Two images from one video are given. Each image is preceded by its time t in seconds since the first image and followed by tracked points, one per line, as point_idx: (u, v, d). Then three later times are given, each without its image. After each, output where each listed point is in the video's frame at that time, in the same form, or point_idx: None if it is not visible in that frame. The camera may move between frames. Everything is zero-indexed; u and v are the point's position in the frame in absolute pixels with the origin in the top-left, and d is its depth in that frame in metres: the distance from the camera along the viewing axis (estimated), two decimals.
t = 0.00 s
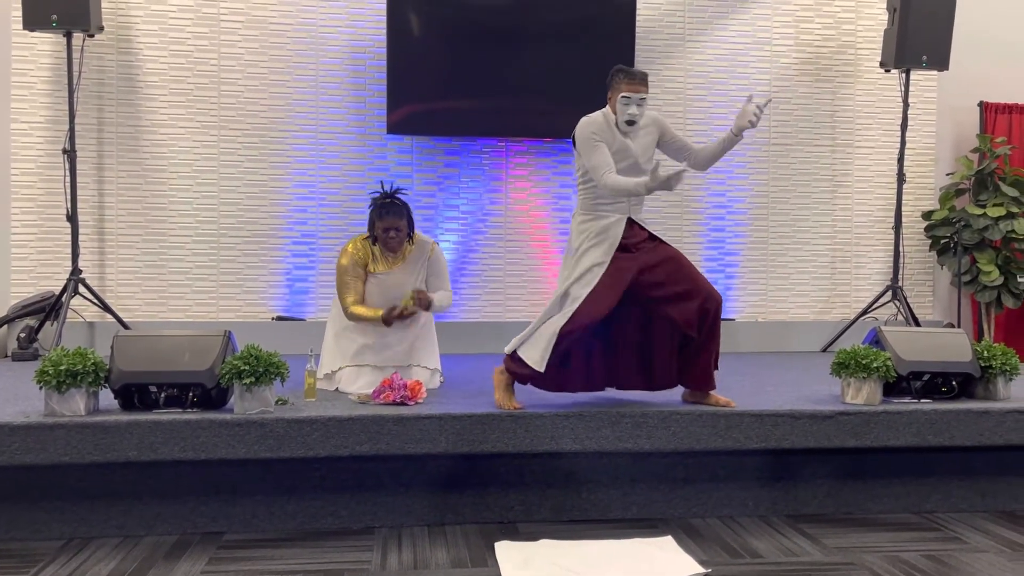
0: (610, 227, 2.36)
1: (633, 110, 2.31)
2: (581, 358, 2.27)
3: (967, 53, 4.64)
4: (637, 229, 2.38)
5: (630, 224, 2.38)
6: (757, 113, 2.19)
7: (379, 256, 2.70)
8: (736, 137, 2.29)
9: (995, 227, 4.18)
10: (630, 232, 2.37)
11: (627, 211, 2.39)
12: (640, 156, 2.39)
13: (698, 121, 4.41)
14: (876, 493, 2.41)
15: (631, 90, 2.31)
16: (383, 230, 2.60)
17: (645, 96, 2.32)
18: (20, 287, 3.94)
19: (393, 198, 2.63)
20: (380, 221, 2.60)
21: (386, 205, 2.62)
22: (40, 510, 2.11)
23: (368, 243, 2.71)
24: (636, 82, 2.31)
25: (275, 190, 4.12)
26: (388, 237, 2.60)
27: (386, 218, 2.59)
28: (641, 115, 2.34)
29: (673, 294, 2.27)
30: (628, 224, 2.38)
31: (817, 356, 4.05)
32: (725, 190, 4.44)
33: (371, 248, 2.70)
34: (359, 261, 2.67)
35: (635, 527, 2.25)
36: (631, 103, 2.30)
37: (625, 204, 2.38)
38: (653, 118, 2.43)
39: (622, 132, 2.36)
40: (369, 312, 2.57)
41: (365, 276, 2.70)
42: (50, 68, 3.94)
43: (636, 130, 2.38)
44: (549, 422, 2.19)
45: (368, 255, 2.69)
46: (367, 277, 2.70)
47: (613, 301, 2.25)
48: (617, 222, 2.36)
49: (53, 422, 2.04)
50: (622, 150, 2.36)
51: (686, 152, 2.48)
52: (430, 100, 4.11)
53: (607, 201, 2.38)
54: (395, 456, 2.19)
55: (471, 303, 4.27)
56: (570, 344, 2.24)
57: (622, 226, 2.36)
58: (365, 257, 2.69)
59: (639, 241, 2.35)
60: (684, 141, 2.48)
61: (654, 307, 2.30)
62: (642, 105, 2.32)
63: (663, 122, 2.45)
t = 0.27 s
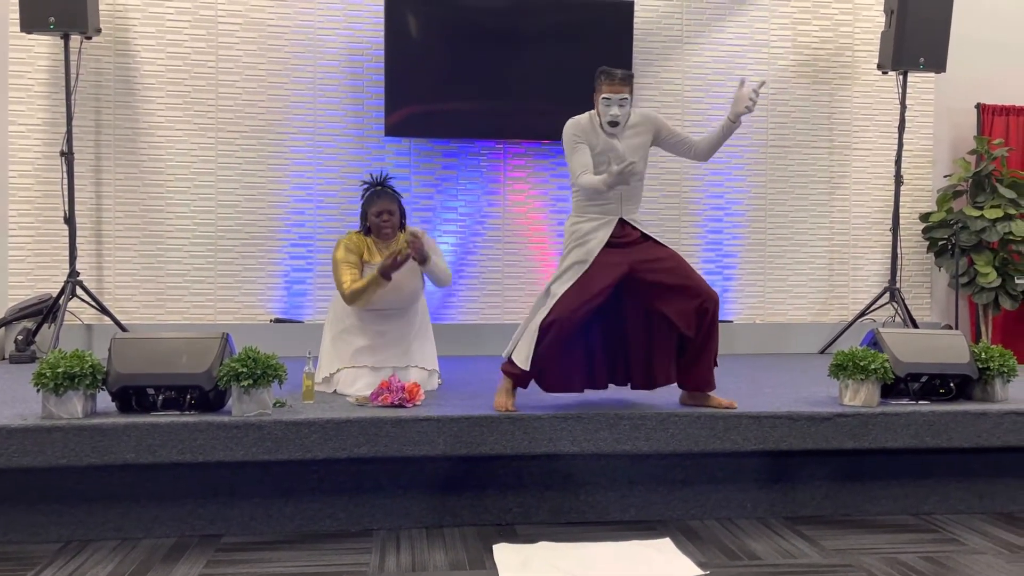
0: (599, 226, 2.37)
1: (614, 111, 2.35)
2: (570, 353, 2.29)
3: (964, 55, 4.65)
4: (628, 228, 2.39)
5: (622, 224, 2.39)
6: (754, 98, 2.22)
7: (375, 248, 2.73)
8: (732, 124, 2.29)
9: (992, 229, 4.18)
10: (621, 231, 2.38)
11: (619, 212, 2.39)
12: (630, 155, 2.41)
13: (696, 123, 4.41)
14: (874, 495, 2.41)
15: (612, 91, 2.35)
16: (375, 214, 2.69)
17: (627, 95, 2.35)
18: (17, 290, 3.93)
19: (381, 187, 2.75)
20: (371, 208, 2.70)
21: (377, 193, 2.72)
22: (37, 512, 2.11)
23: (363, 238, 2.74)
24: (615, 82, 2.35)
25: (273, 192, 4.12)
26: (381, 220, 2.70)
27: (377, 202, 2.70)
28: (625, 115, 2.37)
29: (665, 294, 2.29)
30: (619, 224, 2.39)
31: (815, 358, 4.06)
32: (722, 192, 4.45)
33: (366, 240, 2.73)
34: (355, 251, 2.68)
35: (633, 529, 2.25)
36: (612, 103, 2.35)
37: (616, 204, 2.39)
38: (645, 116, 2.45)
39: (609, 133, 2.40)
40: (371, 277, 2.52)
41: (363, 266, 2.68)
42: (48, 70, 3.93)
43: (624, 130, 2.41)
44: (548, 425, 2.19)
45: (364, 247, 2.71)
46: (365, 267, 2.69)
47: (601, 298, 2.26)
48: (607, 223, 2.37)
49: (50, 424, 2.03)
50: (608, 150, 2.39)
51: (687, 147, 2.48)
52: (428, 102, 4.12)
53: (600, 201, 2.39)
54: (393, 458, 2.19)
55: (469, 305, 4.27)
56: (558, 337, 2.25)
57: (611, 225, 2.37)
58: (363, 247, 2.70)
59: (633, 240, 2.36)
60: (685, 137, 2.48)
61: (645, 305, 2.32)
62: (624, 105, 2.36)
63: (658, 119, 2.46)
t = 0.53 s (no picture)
0: (592, 224, 2.40)
1: (597, 112, 2.38)
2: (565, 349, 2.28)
3: (961, 57, 4.66)
4: (621, 228, 2.41)
5: (615, 224, 2.41)
6: (746, 81, 2.24)
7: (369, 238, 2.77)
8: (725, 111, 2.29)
9: (990, 229, 4.19)
10: (613, 231, 2.41)
11: (613, 212, 2.41)
12: (621, 154, 2.40)
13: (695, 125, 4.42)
14: (873, 496, 2.41)
15: (594, 93, 2.39)
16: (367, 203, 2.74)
17: (609, 96, 2.38)
18: (15, 292, 3.93)
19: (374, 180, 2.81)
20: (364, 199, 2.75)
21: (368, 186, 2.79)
22: (35, 515, 2.10)
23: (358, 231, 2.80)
24: (596, 84, 2.38)
25: (271, 194, 4.12)
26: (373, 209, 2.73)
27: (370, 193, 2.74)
28: (610, 115, 2.39)
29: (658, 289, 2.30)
30: (613, 224, 2.41)
31: (813, 359, 4.06)
32: (720, 193, 4.45)
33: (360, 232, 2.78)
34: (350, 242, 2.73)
35: (632, 531, 2.25)
36: (594, 105, 2.39)
37: (609, 204, 2.41)
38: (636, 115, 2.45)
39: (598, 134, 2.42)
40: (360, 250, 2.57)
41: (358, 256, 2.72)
42: (46, 72, 3.93)
43: (613, 130, 2.42)
44: (546, 426, 2.19)
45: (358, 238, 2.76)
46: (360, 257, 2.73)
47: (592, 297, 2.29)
48: (600, 223, 2.40)
49: (48, 427, 2.03)
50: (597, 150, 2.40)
51: (686, 141, 2.45)
52: (426, 103, 4.12)
53: (594, 202, 2.41)
54: (391, 460, 2.19)
55: (468, 306, 4.27)
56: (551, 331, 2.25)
57: (604, 224, 2.40)
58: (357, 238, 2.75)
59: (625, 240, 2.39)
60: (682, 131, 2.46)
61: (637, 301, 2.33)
62: (607, 105, 2.38)
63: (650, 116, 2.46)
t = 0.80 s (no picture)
0: (588, 228, 2.44)
1: (583, 120, 2.38)
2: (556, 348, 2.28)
3: (961, 57, 4.66)
4: (617, 231, 2.43)
5: (612, 227, 2.43)
6: (719, 76, 2.20)
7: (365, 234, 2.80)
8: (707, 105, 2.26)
9: (989, 229, 4.20)
10: (609, 234, 2.42)
11: (610, 215, 2.44)
12: (611, 159, 2.41)
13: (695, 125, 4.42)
14: (872, 496, 2.41)
15: (579, 101, 2.38)
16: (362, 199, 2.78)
17: (594, 103, 2.37)
18: (15, 292, 3.93)
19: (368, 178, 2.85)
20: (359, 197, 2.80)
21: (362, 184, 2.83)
22: (35, 515, 2.10)
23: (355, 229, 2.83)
24: (580, 92, 2.38)
25: (271, 194, 4.12)
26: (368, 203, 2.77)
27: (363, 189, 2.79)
28: (597, 121, 2.38)
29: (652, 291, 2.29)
30: (609, 228, 2.44)
31: (813, 359, 4.06)
32: (719, 193, 4.45)
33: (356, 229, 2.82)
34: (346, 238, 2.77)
35: (632, 531, 2.25)
36: (580, 112, 2.38)
37: (605, 209, 2.43)
38: (627, 117, 2.45)
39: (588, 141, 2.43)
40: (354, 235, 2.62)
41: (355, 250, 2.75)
42: (45, 73, 3.93)
43: (604, 135, 2.43)
44: (546, 426, 2.19)
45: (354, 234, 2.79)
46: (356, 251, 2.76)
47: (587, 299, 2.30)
48: (596, 227, 2.43)
49: (48, 427, 2.03)
50: (588, 157, 2.42)
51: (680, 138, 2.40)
52: (426, 103, 4.12)
53: (591, 207, 2.45)
54: (391, 460, 2.19)
55: (467, 306, 4.27)
56: (542, 329, 2.26)
57: (598, 227, 2.43)
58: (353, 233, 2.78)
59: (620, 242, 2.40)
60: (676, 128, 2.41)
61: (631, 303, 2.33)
62: (594, 112, 2.38)
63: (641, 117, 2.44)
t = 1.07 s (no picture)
0: (587, 230, 2.45)
1: (577, 124, 2.38)
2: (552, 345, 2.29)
3: (961, 56, 4.66)
4: (615, 232, 2.42)
5: (609, 229, 2.44)
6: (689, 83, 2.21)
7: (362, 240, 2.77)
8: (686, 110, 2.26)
9: (989, 229, 4.20)
10: (607, 235, 2.42)
11: (609, 218, 2.44)
12: (606, 163, 2.40)
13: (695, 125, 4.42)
14: (872, 496, 2.41)
15: (573, 105, 2.39)
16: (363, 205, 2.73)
17: (587, 108, 2.37)
18: (15, 292, 3.93)
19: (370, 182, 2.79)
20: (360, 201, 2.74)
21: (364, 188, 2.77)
22: (36, 515, 2.10)
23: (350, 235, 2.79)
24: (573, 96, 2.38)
25: (271, 194, 4.11)
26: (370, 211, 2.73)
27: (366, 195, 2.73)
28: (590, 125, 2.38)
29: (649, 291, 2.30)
30: (608, 229, 2.44)
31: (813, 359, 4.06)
32: (720, 193, 4.45)
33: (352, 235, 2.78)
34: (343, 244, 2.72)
35: (632, 531, 2.25)
36: (574, 118, 2.38)
37: (603, 211, 2.44)
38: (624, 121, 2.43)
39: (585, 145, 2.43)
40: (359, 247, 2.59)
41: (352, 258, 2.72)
42: (45, 73, 3.93)
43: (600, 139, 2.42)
44: (546, 426, 2.19)
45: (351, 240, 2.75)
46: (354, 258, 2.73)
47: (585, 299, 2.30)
48: (594, 227, 2.44)
49: (48, 427, 2.03)
50: (584, 161, 2.42)
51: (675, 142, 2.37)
52: (426, 103, 4.12)
53: (591, 210, 2.46)
54: (392, 460, 2.19)
55: (467, 306, 4.27)
56: (539, 326, 2.26)
57: (597, 229, 2.44)
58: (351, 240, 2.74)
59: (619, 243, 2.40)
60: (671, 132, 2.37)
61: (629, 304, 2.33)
62: (587, 116, 2.37)
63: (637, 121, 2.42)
